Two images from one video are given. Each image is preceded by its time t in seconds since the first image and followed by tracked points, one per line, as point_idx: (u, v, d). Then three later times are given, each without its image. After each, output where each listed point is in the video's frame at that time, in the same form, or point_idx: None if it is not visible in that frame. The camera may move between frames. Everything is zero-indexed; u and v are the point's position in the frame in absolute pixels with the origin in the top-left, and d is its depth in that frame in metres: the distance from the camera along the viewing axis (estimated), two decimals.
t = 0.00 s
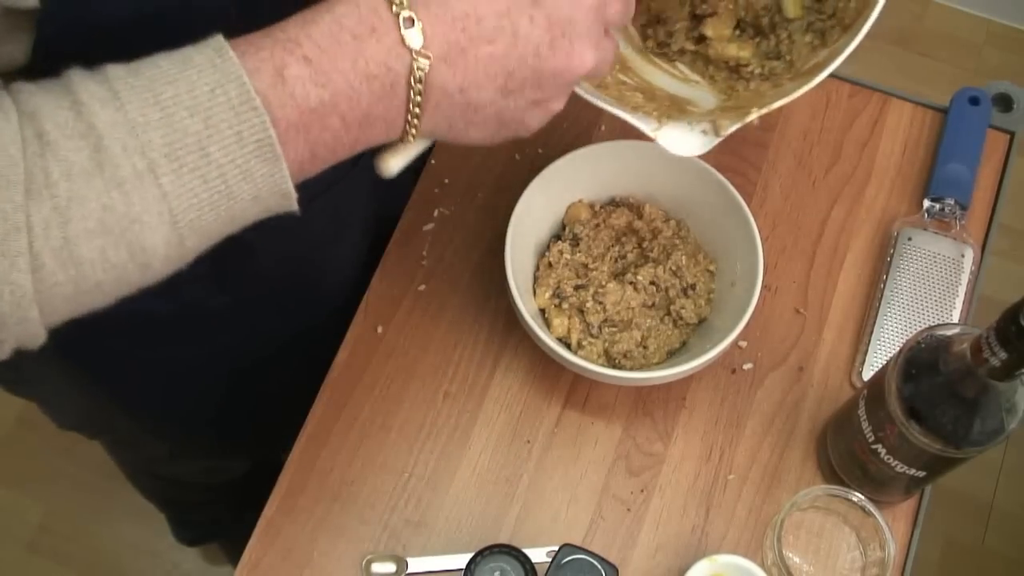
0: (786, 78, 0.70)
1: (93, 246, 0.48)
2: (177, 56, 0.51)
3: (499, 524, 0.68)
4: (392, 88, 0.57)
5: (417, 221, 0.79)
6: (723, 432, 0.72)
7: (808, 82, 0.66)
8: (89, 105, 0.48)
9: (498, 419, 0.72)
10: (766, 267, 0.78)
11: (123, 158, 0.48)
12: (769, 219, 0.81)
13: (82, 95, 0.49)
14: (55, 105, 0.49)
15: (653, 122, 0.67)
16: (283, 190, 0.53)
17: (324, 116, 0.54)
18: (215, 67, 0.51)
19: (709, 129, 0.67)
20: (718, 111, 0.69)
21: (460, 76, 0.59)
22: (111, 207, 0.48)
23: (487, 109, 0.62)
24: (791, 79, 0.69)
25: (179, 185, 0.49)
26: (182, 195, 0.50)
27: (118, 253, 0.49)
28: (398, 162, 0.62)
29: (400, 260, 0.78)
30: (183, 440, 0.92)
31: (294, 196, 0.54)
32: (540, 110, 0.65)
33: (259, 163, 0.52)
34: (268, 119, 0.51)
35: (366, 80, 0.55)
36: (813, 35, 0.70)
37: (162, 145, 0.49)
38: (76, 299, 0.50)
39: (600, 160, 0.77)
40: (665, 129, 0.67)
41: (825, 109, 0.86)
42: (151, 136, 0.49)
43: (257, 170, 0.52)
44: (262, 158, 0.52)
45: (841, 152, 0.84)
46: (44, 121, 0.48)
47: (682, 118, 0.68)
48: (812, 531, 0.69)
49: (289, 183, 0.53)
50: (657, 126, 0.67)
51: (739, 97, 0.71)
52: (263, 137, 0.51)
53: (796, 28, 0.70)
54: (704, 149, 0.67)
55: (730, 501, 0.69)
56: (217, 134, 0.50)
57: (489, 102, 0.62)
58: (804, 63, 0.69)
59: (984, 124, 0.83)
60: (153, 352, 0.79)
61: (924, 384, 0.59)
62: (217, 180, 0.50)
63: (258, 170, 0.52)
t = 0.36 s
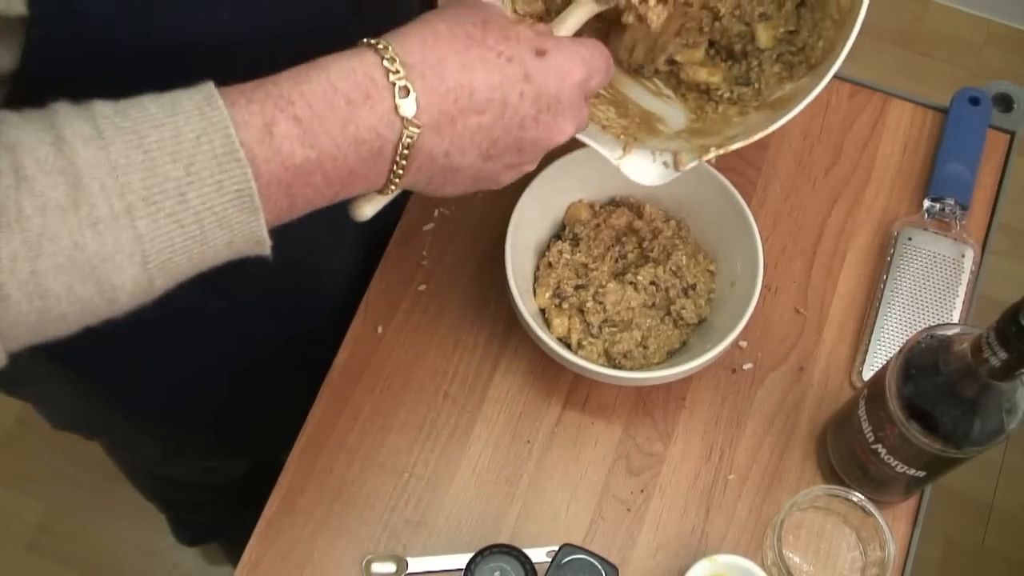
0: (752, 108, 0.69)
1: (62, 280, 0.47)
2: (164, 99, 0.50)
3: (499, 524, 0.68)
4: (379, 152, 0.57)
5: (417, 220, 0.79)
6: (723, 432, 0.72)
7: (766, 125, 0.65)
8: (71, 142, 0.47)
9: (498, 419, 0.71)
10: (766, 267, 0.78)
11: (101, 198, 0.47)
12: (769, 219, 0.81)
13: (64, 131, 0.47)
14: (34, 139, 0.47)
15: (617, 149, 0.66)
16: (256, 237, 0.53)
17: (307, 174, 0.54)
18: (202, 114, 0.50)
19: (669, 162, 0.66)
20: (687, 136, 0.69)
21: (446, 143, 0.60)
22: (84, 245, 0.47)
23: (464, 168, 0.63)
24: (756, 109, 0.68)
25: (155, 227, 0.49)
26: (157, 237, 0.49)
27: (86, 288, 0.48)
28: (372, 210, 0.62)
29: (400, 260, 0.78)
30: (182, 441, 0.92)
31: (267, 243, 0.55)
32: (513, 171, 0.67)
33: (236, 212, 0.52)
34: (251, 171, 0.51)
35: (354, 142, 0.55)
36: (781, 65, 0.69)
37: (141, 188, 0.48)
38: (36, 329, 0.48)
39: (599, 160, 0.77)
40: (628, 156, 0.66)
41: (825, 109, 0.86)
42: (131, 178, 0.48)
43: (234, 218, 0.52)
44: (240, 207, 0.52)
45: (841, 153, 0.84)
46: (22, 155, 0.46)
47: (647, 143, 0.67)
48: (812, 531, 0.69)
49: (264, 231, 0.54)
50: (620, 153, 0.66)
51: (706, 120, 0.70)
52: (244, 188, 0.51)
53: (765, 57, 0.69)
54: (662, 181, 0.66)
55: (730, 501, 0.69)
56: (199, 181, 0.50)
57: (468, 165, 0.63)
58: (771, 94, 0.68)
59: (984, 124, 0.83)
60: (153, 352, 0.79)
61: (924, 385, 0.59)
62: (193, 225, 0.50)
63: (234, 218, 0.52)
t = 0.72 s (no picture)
0: (775, 78, 0.67)
1: None
2: (71, 160, 0.48)
3: (499, 524, 0.68)
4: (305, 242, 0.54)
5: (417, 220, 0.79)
6: (723, 432, 0.72)
7: (803, 96, 0.64)
8: None
9: (498, 419, 0.72)
10: (766, 267, 0.78)
11: None
12: (769, 219, 0.81)
13: None
14: None
15: (653, 127, 0.63)
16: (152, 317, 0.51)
17: (212, 258, 0.51)
18: (105, 182, 0.48)
19: (705, 137, 0.64)
20: (711, 108, 0.66)
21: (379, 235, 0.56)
22: None
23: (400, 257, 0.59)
24: (778, 80, 0.67)
25: (34, 297, 0.48)
26: (36, 307, 0.48)
27: None
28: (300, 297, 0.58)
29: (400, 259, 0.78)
30: (181, 441, 0.92)
31: (167, 321, 0.52)
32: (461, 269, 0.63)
33: (128, 290, 0.50)
34: (146, 249, 0.49)
35: (270, 230, 0.52)
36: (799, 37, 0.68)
37: (23, 256, 0.47)
38: None
39: (600, 159, 0.77)
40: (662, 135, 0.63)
41: (825, 109, 0.86)
42: (15, 244, 0.47)
43: (124, 295, 0.50)
44: (132, 285, 0.49)
45: (841, 152, 0.84)
46: None
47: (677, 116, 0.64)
48: (812, 531, 0.69)
49: (161, 311, 0.51)
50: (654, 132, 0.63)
51: (727, 92, 0.67)
52: (135, 267, 0.49)
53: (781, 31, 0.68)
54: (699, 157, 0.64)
55: (730, 501, 0.69)
56: (87, 254, 0.48)
57: (402, 262, 0.59)
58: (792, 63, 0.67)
59: (984, 124, 0.83)
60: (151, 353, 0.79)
61: (924, 385, 0.59)
62: (76, 297, 0.49)
63: (126, 295, 0.50)
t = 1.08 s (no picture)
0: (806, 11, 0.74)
1: (47, 334, 0.48)
2: (172, 197, 0.53)
3: (499, 524, 0.68)
4: (335, 296, 0.57)
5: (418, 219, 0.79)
6: (723, 432, 0.72)
7: (842, 24, 0.69)
8: (81, 211, 0.49)
9: (498, 419, 0.72)
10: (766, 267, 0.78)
11: (106, 268, 0.49)
12: (769, 220, 0.81)
13: (74, 200, 0.50)
14: (49, 203, 0.49)
15: (703, 71, 0.68)
16: (227, 341, 0.54)
17: (283, 271, 0.55)
18: (206, 215, 0.52)
19: (753, 76, 0.67)
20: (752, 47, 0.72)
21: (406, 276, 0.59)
22: (74, 305, 0.49)
23: (432, 312, 0.61)
24: (811, 12, 0.74)
25: (142, 305, 0.51)
26: (134, 315, 0.50)
27: (63, 347, 0.49)
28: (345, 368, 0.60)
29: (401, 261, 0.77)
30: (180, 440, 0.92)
31: (237, 347, 0.56)
32: (486, 371, 0.66)
33: (217, 310, 0.53)
34: (238, 275, 0.53)
35: (330, 251, 0.57)
36: None
37: (135, 267, 0.50)
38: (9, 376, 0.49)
39: (599, 160, 0.77)
40: (713, 76, 0.67)
41: (826, 109, 0.86)
42: (133, 256, 0.50)
43: (214, 315, 0.53)
44: (221, 306, 0.53)
45: (840, 152, 0.84)
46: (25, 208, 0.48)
47: (727, 65, 0.69)
48: (812, 531, 0.69)
49: (237, 336, 0.55)
50: (705, 76, 0.67)
51: (763, 30, 0.75)
52: (226, 288, 0.53)
53: None
54: (751, 95, 0.67)
55: (730, 501, 0.69)
56: (188, 271, 0.52)
57: (435, 302, 0.61)
58: None
59: (984, 123, 0.83)
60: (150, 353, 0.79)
61: (924, 385, 0.59)
62: (173, 311, 0.52)
63: (214, 314, 0.53)
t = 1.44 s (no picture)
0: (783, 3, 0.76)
1: None
2: (95, 194, 0.53)
3: (499, 524, 0.68)
4: (257, 283, 0.58)
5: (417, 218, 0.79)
6: (723, 432, 0.72)
7: (817, 12, 0.71)
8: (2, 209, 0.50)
9: (498, 420, 0.72)
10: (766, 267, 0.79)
11: (19, 263, 0.50)
12: (769, 220, 0.81)
13: None
14: None
15: (678, 57, 0.69)
16: (150, 337, 0.55)
17: (205, 263, 0.56)
18: (128, 212, 0.53)
19: (729, 61, 0.69)
20: (727, 37, 0.74)
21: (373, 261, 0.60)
22: None
23: (352, 289, 0.59)
24: (789, 4, 0.75)
25: (55, 299, 0.51)
26: (53, 309, 0.51)
27: None
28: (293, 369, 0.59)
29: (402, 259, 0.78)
30: (180, 439, 0.93)
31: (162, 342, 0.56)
32: (427, 351, 0.62)
33: (138, 305, 0.53)
34: (158, 267, 0.54)
35: (248, 237, 0.57)
36: None
37: (52, 263, 0.51)
38: None
39: (601, 158, 0.77)
40: (689, 62, 0.68)
41: (825, 109, 0.86)
42: (47, 251, 0.51)
43: (136, 309, 0.53)
44: (142, 300, 0.53)
45: (840, 152, 0.84)
46: None
47: (701, 52, 0.70)
48: (812, 531, 0.69)
49: (160, 331, 0.55)
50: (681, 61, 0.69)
51: (741, 22, 0.76)
52: (148, 281, 0.53)
53: None
54: (725, 81, 0.68)
55: (730, 501, 0.69)
56: (108, 265, 0.52)
57: (359, 288, 0.59)
58: None
59: (984, 123, 0.83)
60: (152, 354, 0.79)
61: (924, 384, 0.59)
62: (93, 304, 0.52)
63: (134, 309, 0.53)
